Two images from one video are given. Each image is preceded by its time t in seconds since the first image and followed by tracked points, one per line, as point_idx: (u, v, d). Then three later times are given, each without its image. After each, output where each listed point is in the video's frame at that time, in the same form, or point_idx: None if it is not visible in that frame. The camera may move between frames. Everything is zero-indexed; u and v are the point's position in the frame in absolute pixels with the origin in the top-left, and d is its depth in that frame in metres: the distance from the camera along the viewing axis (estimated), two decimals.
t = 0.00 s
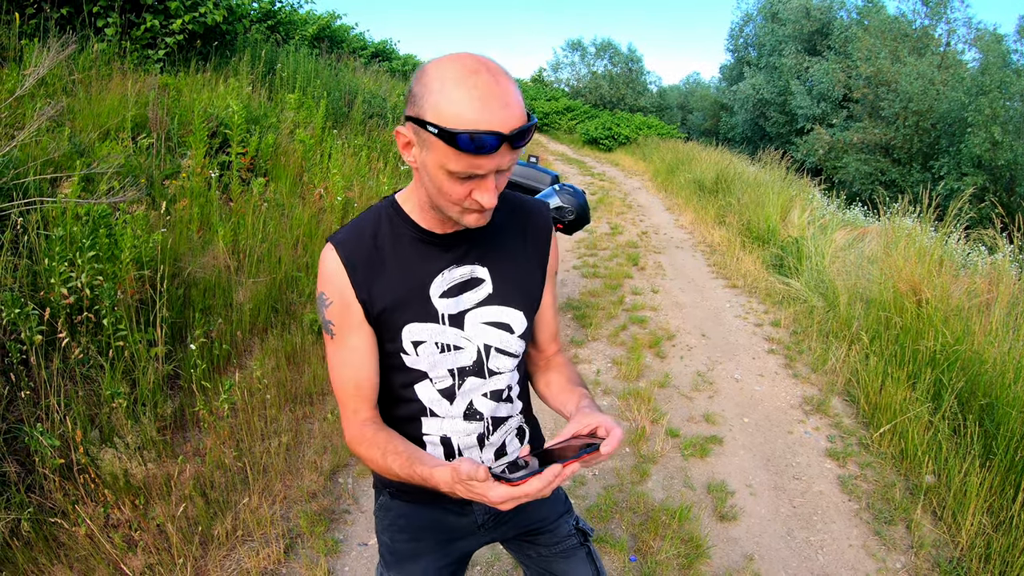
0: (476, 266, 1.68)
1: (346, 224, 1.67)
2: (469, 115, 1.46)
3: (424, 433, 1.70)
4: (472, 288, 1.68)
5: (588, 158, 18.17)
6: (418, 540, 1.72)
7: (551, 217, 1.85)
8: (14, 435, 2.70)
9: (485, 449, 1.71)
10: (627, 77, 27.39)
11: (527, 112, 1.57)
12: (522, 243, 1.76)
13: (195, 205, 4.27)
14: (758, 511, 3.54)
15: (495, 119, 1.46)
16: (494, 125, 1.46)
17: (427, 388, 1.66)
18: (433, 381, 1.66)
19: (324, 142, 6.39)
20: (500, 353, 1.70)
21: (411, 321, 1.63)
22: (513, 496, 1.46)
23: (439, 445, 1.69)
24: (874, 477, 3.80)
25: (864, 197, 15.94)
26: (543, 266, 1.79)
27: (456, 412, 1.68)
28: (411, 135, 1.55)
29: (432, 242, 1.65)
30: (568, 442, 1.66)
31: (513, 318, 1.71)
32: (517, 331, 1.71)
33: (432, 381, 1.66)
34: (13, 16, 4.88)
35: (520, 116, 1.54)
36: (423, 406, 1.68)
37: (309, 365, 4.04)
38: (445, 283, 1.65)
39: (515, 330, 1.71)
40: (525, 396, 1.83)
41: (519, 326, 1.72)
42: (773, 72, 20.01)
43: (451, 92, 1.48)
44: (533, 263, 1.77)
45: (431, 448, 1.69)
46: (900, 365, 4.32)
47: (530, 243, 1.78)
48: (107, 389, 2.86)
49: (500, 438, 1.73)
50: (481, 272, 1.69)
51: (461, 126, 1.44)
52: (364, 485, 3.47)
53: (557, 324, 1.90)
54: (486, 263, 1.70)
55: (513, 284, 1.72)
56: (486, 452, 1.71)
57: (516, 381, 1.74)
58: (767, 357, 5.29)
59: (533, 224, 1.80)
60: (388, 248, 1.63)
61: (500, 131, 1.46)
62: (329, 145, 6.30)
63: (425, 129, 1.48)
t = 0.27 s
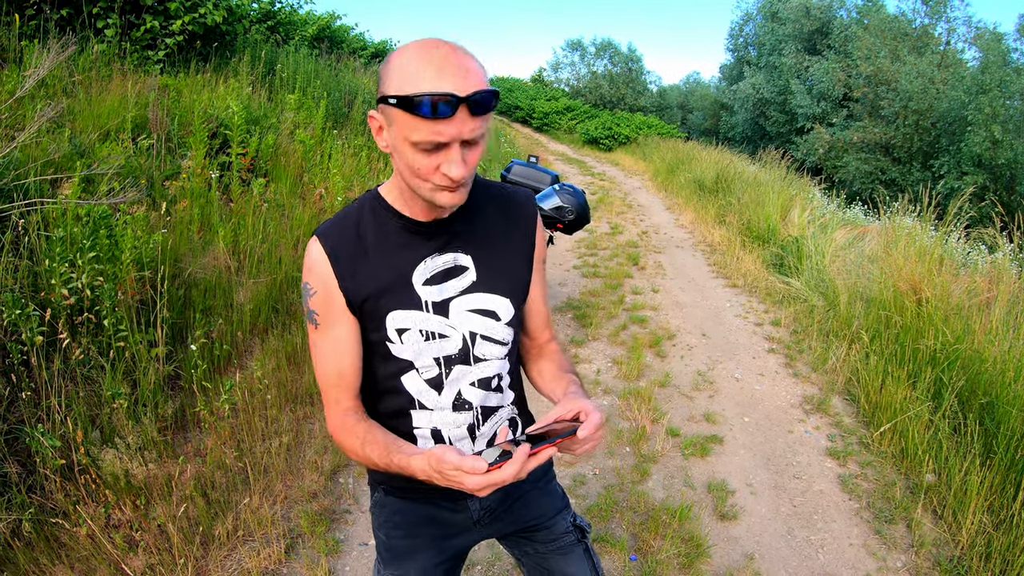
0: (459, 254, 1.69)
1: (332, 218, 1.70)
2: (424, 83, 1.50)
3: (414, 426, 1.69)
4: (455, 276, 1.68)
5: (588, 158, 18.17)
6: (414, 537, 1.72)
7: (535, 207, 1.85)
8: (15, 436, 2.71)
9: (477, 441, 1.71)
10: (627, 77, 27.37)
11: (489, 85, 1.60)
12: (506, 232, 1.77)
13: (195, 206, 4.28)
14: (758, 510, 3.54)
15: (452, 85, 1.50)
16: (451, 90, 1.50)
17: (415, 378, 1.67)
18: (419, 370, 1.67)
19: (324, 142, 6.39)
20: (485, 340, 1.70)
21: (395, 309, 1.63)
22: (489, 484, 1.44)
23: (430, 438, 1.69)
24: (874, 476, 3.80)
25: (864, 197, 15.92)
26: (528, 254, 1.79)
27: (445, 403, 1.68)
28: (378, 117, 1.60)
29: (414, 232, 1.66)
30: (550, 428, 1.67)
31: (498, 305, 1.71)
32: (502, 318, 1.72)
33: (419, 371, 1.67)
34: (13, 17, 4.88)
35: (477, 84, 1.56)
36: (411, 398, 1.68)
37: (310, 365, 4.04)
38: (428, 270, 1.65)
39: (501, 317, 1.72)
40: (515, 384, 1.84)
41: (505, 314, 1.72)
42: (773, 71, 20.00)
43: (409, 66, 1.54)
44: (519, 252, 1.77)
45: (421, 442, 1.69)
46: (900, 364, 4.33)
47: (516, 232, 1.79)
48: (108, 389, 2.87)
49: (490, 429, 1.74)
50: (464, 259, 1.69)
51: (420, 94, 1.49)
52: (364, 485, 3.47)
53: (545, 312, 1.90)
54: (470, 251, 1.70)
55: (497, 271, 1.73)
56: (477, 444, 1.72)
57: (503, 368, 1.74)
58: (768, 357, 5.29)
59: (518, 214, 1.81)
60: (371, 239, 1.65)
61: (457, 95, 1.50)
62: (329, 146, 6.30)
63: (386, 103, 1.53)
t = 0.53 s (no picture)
0: (453, 251, 1.70)
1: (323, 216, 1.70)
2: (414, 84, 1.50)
3: (410, 424, 1.70)
4: (449, 273, 1.69)
5: (588, 158, 18.17)
6: (408, 531, 1.73)
7: (530, 202, 1.85)
8: (16, 437, 2.71)
9: (473, 438, 1.72)
10: (627, 76, 27.37)
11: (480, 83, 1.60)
12: (500, 229, 1.77)
13: (195, 206, 4.28)
14: (758, 510, 3.54)
15: (443, 85, 1.50)
16: (442, 89, 1.49)
17: (410, 375, 1.67)
18: (414, 368, 1.67)
19: (324, 143, 6.40)
20: (479, 337, 1.71)
21: (389, 306, 1.64)
22: (481, 483, 1.44)
23: (426, 435, 1.69)
24: (874, 475, 3.80)
25: (864, 196, 15.91)
26: (524, 250, 1.79)
27: (441, 401, 1.69)
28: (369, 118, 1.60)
29: (406, 228, 1.66)
30: (545, 428, 1.67)
31: (493, 302, 1.72)
32: (496, 316, 1.73)
33: (414, 368, 1.67)
34: (12, 19, 4.89)
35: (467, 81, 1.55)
36: (406, 394, 1.68)
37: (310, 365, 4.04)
38: (422, 268, 1.66)
39: (495, 315, 1.72)
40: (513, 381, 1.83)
41: (499, 311, 1.73)
42: (773, 70, 20.01)
43: (399, 66, 1.53)
44: (513, 247, 1.77)
45: (418, 439, 1.69)
46: (900, 363, 4.33)
47: (510, 227, 1.79)
48: (108, 390, 2.87)
49: (487, 426, 1.74)
50: (458, 257, 1.70)
51: (410, 95, 1.48)
52: (364, 485, 3.47)
53: (541, 309, 1.91)
54: (463, 248, 1.71)
55: (492, 268, 1.73)
56: (473, 441, 1.72)
57: (499, 366, 1.75)
58: (768, 356, 5.29)
59: (512, 211, 1.81)
60: (364, 236, 1.65)
61: (448, 94, 1.49)
62: (329, 146, 6.30)
63: (376, 104, 1.53)
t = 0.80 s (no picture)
0: (447, 266, 1.70)
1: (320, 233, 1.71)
2: (404, 127, 1.49)
3: (407, 437, 1.71)
4: (444, 287, 1.69)
5: (587, 157, 18.17)
6: (407, 541, 1.73)
7: (524, 213, 1.85)
8: (16, 438, 2.72)
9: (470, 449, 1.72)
10: (626, 75, 27.37)
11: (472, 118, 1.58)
12: (494, 241, 1.77)
13: (195, 208, 4.29)
14: (758, 509, 3.54)
15: (433, 128, 1.49)
16: (431, 133, 1.49)
17: (406, 388, 1.68)
18: (410, 381, 1.68)
19: (323, 143, 6.40)
20: (474, 350, 1.71)
21: (385, 320, 1.65)
22: (485, 488, 1.45)
23: (424, 448, 1.70)
24: (874, 474, 3.80)
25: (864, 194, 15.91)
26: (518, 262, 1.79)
27: (437, 413, 1.69)
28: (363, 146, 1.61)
29: (401, 244, 1.67)
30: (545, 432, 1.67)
31: (488, 315, 1.72)
32: (492, 328, 1.73)
33: (410, 381, 1.68)
34: (11, 20, 4.89)
35: (458, 122, 1.54)
36: (402, 406, 1.69)
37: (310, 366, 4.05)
38: (417, 283, 1.67)
39: (490, 327, 1.72)
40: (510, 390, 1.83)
41: (494, 324, 1.73)
42: (772, 69, 20.01)
43: (391, 103, 1.52)
44: (508, 260, 1.77)
45: (415, 451, 1.70)
46: (900, 361, 4.33)
47: (504, 239, 1.79)
48: (108, 392, 2.88)
49: (484, 438, 1.73)
50: (453, 271, 1.70)
51: (400, 138, 1.48)
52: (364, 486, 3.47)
53: (540, 318, 1.90)
54: (457, 261, 1.71)
55: (486, 282, 1.73)
56: (470, 453, 1.72)
57: (495, 378, 1.75)
58: (767, 355, 5.29)
59: (506, 223, 1.81)
60: (360, 252, 1.66)
61: (438, 139, 1.49)
62: (328, 147, 6.30)
63: (368, 141, 1.53)
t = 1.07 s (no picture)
0: (445, 255, 1.70)
1: (319, 222, 1.73)
2: (398, 97, 1.52)
3: (404, 424, 1.70)
4: (442, 276, 1.69)
5: (586, 157, 18.16)
6: (405, 533, 1.73)
7: (520, 206, 1.85)
8: (16, 441, 2.72)
9: (467, 438, 1.71)
10: (625, 75, 27.38)
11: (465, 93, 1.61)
12: (492, 232, 1.77)
13: (194, 209, 4.29)
14: (758, 508, 3.54)
15: (426, 97, 1.51)
16: (425, 102, 1.51)
17: (403, 376, 1.68)
18: (408, 369, 1.68)
19: (322, 144, 6.40)
20: (472, 339, 1.71)
21: (382, 309, 1.65)
22: (478, 476, 1.46)
23: (421, 435, 1.69)
24: (874, 473, 3.81)
25: (863, 193, 15.91)
26: (515, 253, 1.80)
27: (434, 400, 1.69)
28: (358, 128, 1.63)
29: (399, 233, 1.68)
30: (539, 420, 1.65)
31: (485, 305, 1.72)
32: (490, 318, 1.73)
33: (407, 369, 1.68)
34: (10, 23, 4.89)
35: (451, 93, 1.57)
36: (400, 394, 1.69)
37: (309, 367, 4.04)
38: (414, 271, 1.67)
39: (488, 317, 1.72)
40: (505, 383, 1.83)
41: (492, 313, 1.73)
42: (770, 68, 20.02)
43: (384, 79, 1.55)
44: (505, 251, 1.77)
45: (412, 439, 1.70)
46: (899, 360, 4.33)
47: (501, 230, 1.79)
48: (107, 393, 2.88)
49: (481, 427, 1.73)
50: (450, 260, 1.70)
51: (394, 107, 1.50)
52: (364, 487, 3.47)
53: (536, 310, 1.91)
54: (455, 251, 1.71)
55: (484, 271, 1.73)
56: (467, 442, 1.71)
57: (493, 367, 1.75)
58: (767, 354, 5.29)
59: (503, 214, 1.81)
60: (358, 240, 1.67)
61: (431, 108, 1.51)
62: (327, 148, 6.30)
63: (363, 118, 1.55)
